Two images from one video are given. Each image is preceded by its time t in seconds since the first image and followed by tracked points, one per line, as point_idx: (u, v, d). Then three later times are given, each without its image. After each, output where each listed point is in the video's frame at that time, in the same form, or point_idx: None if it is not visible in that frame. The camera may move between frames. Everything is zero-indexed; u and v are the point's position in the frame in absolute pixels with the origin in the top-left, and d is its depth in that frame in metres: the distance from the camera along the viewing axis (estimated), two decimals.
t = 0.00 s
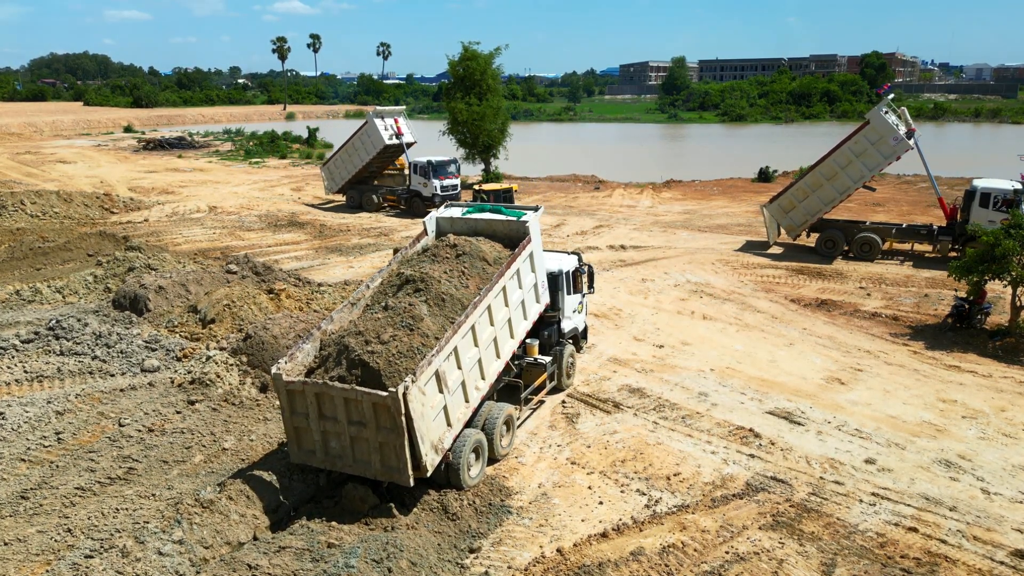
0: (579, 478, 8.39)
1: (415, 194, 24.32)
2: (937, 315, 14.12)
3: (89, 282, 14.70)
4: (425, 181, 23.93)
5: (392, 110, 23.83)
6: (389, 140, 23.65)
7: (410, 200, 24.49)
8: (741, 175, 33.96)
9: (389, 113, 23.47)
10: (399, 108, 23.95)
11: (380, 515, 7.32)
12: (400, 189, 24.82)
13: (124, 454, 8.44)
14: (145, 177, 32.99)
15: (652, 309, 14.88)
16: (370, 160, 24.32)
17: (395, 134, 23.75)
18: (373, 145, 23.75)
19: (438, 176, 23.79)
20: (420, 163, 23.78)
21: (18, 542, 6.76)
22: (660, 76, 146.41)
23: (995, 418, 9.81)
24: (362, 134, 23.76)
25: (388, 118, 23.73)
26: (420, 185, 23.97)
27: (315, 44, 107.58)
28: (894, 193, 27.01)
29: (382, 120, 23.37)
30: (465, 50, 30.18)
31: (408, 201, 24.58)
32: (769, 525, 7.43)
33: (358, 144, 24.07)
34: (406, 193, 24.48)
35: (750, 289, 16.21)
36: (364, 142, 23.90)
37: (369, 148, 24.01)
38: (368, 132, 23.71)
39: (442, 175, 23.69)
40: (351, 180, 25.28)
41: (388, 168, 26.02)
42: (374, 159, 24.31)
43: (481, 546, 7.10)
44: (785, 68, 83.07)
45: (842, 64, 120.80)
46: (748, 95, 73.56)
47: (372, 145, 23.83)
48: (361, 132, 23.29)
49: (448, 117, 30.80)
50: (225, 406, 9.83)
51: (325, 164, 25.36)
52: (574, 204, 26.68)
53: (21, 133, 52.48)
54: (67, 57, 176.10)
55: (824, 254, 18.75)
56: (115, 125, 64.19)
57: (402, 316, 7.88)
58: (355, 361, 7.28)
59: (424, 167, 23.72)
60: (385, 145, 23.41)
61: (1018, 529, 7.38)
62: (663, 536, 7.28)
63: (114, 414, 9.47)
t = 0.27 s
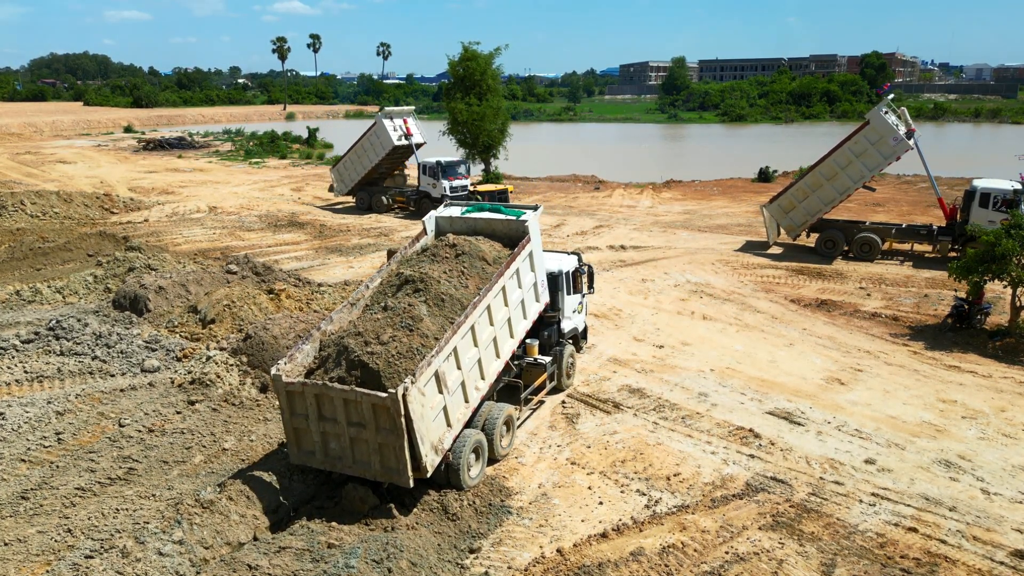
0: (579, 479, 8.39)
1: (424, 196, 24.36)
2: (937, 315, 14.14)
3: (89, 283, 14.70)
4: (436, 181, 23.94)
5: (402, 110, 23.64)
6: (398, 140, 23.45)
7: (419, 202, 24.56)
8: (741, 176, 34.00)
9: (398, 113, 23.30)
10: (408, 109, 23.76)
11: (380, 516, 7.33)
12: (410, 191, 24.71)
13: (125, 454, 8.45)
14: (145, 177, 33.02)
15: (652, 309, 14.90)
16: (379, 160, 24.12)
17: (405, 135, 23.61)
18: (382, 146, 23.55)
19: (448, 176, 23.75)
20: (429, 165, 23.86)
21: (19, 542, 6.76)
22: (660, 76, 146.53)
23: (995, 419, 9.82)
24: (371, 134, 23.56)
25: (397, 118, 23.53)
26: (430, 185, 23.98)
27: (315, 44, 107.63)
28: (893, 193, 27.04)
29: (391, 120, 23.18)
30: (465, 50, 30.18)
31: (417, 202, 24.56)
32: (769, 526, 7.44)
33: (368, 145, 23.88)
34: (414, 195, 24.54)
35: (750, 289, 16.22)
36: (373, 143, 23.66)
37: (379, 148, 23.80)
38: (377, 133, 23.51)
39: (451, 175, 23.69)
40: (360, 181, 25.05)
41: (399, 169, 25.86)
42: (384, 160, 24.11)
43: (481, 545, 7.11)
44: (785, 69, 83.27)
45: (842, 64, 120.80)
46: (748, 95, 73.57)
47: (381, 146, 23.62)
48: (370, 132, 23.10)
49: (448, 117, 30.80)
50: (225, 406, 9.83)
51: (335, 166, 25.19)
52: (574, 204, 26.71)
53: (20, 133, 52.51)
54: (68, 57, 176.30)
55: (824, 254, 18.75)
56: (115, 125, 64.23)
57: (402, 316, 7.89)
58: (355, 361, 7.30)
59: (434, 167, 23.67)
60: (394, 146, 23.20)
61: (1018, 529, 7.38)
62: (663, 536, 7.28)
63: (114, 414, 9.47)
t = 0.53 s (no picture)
0: (578, 479, 8.39)
1: (433, 197, 24.21)
2: (937, 315, 14.15)
3: (89, 283, 14.70)
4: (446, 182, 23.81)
5: (411, 111, 23.55)
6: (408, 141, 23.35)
7: (428, 203, 24.35)
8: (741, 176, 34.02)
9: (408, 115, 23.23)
10: (418, 109, 23.69)
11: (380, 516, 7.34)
12: (420, 193, 24.43)
13: (124, 454, 8.46)
14: (146, 177, 33.04)
15: (651, 309, 14.91)
16: (388, 162, 23.99)
17: (414, 136, 23.54)
18: (392, 146, 23.44)
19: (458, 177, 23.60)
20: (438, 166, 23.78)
21: (18, 542, 6.77)
22: (660, 76, 146.59)
23: (995, 419, 9.82)
24: (381, 135, 23.45)
25: (408, 119, 23.50)
26: (438, 187, 23.83)
27: (315, 44, 107.68)
28: (893, 193, 27.05)
29: (401, 121, 23.09)
30: (465, 50, 30.19)
31: (427, 203, 24.35)
32: (769, 526, 7.44)
33: (377, 146, 23.76)
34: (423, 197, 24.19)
35: (750, 289, 16.23)
36: (383, 144, 23.54)
37: (388, 150, 23.68)
38: (386, 134, 23.40)
39: (460, 177, 23.51)
40: (370, 182, 24.84)
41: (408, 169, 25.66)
42: (393, 161, 23.97)
43: (481, 545, 7.11)
44: (785, 69, 83.33)
45: (842, 64, 120.75)
46: (748, 95, 73.56)
47: (390, 147, 23.50)
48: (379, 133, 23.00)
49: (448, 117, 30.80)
50: (225, 406, 9.84)
51: (344, 168, 25.05)
52: (574, 204, 26.73)
53: (20, 133, 52.53)
54: (68, 57, 176.36)
55: (824, 254, 18.74)
56: (116, 125, 64.25)
57: (401, 317, 7.89)
58: (354, 362, 7.30)
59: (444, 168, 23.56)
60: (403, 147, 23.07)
61: (1017, 529, 7.38)
62: (662, 536, 7.28)
63: (114, 414, 9.48)
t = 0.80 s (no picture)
0: (578, 478, 8.40)
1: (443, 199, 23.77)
2: (937, 315, 14.15)
3: (89, 283, 14.70)
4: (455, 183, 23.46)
5: (421, 112, 23.43)
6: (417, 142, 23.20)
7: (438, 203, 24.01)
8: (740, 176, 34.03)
9: (417, 116, 23.09)
10: (428, 110, 23.58)
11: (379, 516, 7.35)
12: (430, 194, 24.27)
13: (125, 454, 8.46)
14: (146, 177, 33.05)
15: (651, 309, 14.92)
16: (398, 163, 23.86)
17: (423, 136, 23.39)
18: (401, 147, 23.29)
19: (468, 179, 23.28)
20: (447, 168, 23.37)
21: (19, 542, 6.77)
22: (661, 77, 146.63)
23: (995, 419, 9.82)
24: (390, 136, 23.32)
25: (417, 120, 23.36)
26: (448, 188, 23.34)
27: (315, 45, 107.69)
28: (893, 193, 27.05)
29: (410, 121, 22.94)
30: (465, 50, 30.20)
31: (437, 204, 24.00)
32: (768, 525, 7.45)
33: (386, 147, 23.63)
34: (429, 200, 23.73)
35: (750, 289, 16.23)
36: (392, 145, 23.44)
37: (397, 151, 23.54)
38: (395, 135, 23.26)
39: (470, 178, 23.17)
40: (380, 184, 24.90)
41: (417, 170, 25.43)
42: (403, 162, 23.85)
43: (481, 545, 7.12)
44: (785, 69, 83.35)
45: (842, 64, 120.84)
46: (748, 95, 73.57)
47: (400, 147, 23.35)
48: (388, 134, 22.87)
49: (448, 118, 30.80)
50: (225, 406, 9.84)
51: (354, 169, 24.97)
52: (574, 204, 26.74)
53: (20, 134, 52.52)
54: (68, 57, 176.38)
55: (824, 254, 18.73)
56: (116, 125, 64.24)
57: (400, 317, 7.90)
58: (354, 362, 7.31)
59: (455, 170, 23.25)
60: (412, 147, 22.92)
61: (1017, 529, 7.39)
62: (662, 536, 7.29)
63: (114, 414, 9.48)
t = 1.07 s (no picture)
0: (578, 478, 8.40)
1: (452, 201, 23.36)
2: (937, 315, 14.15)
3: (89, 283, 14.70)
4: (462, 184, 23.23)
5: (431, 112, 23.06)
6: (427, 143, 22.83)
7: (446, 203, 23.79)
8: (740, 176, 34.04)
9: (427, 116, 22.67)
10: (438, 110, 23.20)
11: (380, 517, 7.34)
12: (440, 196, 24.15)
13: (125, 454, 8.46)
14: (146, 177, 33.04)
15: (651, 309, 14.93)
16: (408, 164, 23.50)
17: (433, 137, 23.00)
18: (411, 148, 22.89)
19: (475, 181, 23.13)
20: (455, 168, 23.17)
21: (19, 542, 6.78)
22: (661, 77, 146.68)
23: (995, 419, 9.82)
24: (400, 136, 22.93)
25: (427, 120, 22.94)
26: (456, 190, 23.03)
27: (315, 45, 107.70)
28: (893, 193, 27.05)
29: (420, 121, 22.55)
30: (465, 50, 30.22)
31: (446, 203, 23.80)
32: (768, 525, 7.45)
33: (396, 147, 23.25)
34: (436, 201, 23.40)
35: (750, 289, 16.23)
36: (402, 146, 23.07)
37: (407, 151, 23.15)
38: (405, 135, 22.86)
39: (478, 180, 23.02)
40: (390, 185, 24.61)
41: (428, 172, 25.07)
42: (413, 163, 23.48)
43: (481, 545, 7.12)
44: (785, 69, 83.39)
45: (842, 64, 120.82)
46: (748, 95, 73.61)
47: (410, 148, 22.95)
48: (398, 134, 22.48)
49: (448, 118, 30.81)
50: (225, 406, 9.84)
51: (364, 169, 24.65)
52: (574, 204, 26.75)
53: (21, 134, 52.52)
54: (68, 57, 176.39)
55: (825, 254, 18.73)
56: (116, 126, 64.23)
57: (400, 317, 7.90)
58: (353, 363, 7.31)
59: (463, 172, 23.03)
60: (422, 148, 22.53)
61: (1017, 529, 7.39)
62: (662, 536, 7.29)
63: (114, 414, 9.49)
